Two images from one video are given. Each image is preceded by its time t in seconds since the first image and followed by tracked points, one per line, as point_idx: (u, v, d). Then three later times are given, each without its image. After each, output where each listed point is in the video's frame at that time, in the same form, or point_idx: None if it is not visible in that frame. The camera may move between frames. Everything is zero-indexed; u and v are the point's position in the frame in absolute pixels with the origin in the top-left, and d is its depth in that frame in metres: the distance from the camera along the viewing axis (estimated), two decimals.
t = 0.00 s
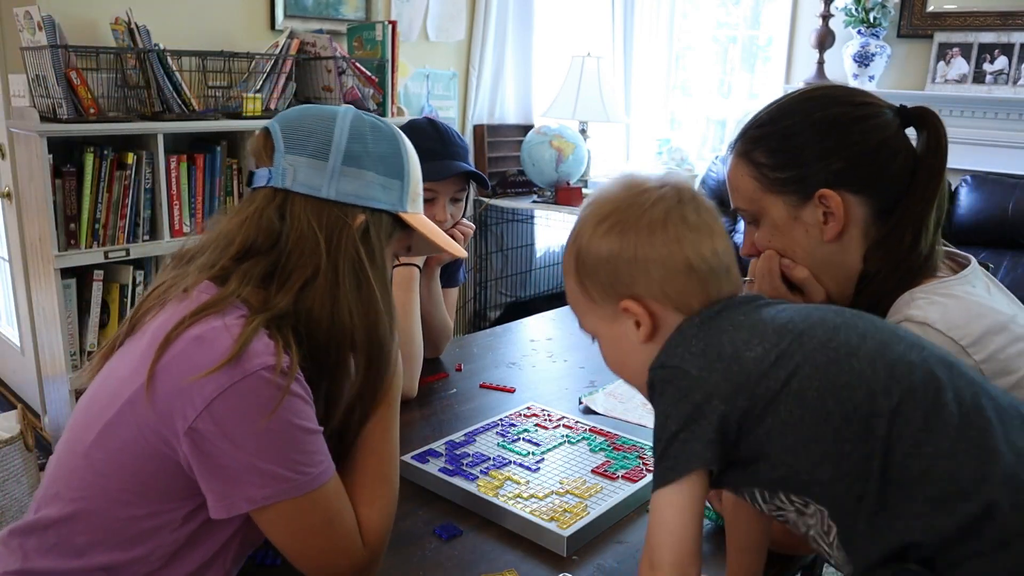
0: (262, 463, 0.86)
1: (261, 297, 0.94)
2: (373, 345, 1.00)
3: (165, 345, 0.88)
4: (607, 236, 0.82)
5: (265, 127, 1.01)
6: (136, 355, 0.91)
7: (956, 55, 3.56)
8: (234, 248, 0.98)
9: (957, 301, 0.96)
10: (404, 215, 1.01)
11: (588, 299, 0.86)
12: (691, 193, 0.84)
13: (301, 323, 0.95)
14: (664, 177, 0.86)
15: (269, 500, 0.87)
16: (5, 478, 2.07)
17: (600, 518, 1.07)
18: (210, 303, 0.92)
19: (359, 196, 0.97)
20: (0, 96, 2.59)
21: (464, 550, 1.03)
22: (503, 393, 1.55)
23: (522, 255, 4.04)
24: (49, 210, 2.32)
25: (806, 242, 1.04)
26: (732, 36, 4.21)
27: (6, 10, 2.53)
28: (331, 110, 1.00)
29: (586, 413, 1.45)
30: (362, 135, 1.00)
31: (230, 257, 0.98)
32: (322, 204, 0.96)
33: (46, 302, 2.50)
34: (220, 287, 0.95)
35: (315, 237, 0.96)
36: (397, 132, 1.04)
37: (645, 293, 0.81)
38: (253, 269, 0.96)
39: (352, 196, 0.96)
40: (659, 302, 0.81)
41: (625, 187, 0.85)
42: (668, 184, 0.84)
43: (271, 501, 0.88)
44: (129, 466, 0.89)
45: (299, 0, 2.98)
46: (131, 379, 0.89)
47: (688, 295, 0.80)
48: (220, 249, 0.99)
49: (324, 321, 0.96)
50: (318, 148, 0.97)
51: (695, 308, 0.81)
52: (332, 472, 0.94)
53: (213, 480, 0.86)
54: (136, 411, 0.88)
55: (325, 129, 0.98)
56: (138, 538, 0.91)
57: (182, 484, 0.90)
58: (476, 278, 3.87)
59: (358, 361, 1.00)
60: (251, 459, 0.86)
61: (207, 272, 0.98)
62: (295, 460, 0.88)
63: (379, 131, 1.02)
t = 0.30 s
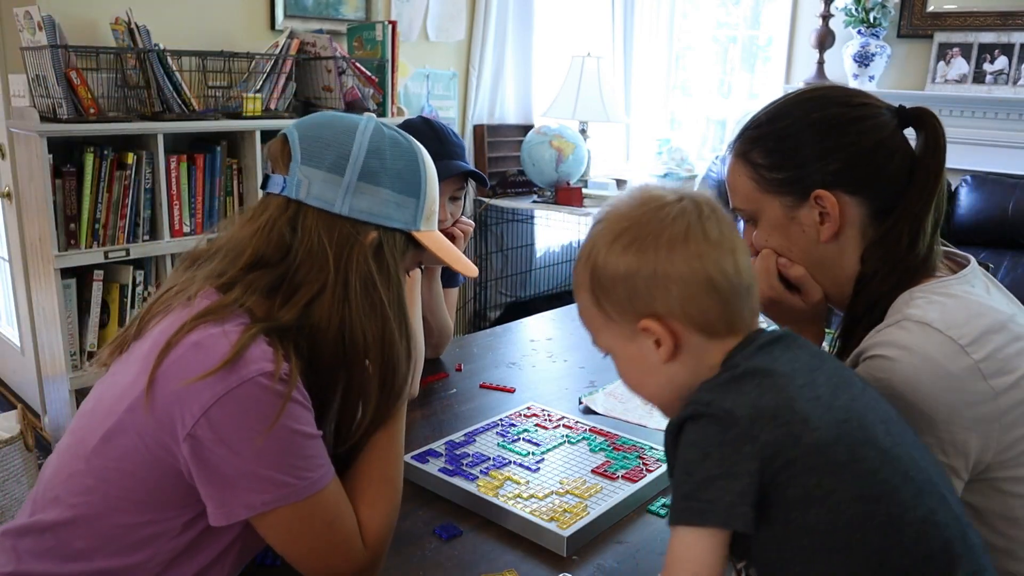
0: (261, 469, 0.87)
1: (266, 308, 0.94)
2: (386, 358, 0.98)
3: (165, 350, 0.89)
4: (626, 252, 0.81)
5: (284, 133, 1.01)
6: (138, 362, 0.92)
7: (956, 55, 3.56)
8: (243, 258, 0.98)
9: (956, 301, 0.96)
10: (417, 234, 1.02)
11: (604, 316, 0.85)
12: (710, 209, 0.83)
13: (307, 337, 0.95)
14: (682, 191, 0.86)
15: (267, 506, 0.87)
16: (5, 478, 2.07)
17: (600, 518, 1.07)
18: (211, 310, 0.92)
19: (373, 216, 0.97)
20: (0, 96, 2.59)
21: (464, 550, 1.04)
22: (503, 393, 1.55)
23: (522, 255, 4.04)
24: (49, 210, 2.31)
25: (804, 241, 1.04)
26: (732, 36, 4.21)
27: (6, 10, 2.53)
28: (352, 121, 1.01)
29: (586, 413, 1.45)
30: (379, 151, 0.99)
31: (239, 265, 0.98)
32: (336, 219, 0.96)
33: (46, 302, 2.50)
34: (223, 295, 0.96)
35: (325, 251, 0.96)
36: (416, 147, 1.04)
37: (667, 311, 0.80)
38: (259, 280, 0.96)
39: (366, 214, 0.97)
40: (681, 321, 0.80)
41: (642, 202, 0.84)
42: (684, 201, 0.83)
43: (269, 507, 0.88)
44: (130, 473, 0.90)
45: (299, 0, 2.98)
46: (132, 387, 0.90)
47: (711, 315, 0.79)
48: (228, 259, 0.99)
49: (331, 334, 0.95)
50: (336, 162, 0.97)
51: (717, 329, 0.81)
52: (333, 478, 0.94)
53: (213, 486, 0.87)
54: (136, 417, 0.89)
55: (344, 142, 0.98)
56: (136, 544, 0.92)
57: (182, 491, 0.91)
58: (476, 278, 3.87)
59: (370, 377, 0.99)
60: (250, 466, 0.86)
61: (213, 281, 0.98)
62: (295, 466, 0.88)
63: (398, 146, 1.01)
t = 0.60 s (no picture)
0: (252, 472, 0.86)
1: (259, 313, 0.95)
2: (381, 361, 0.98)
3: (156, 355, 0.90)
4: (681, 224, 0.77)
5: (280, 137, 1.01)
6: (131, 366, 0.93)
7: (956, 55, 3.56)
8: (238, 263, 0.99)
9: (959, 302, 0.96)
10: (413, 240, 1.01)
11: (641, 287, 0.81)
12: (767, 191, 0.81)
13: (301, 342, 0.95)
14: (738, 169, 0.83)
15: (261, 508, 0.87)
16: (5, 478, 2.07)
17: (600, 518, 1.07)
18: (204, 315, 0.93)
19: (368, 221, 0.97)
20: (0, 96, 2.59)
21: (464, 551, 1.04)
22: (503, 393, 1.55)
23: (522, 255, 4.04)
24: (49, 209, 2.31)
25: (805, 242, 1.05)
26: (732, 36, 4.21)
27: (6, 10, 2.53)
28: (352, 125, 1.01)
29: (586, 413, 1.45)
30: (376, 156, 0.99)
31: (233, 270, 0.99)
32: (330, 226, 0.96)
33: (46, 302, 2.50)
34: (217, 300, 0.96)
35: (319, 257, 0.96)
36: (414, 152, 1.03)
37: (711, 290, 0.77)
38: (253, 286, 0.97)
39: (360, 220, 0.96)
40: (723, 303, 0.78)
41: (700, 175, 0.81)
42: (744, 180, 0.81)
43: (264, 509, 0.87)
44: (122, 476, 0.90)
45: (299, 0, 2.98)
46: (123, 392, 0.91)
47: (756, 301, 0.77)
48: (223, 264, 1.00)
49: (325, 339, 0.95)
50: (331, 168, 0.97)
51: (757, 316, 0.79)
52: (327, 481, 0.94)
53: (204, 490, 0.87)
54: (128, 422, 0.89)
55: (340, 147, 0.98)
56: (126, 548, 0.92)
57: (175, 495, 0.91)
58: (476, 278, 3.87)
59: (366, 380, 0.99)
60: (243, 469, 0.86)
61: (206, 286, 0.98)
62: (287, 469, 0.88)
63: (396, 151, 1.01)
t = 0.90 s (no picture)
0: (252, 471, 0.87)
1: (260, 313, 0.95)
2: (382, 362, 0.98)
3: (157, 355, 0.90)
4: (677, 190, 0.78)
5: (282, 139, 1.00)
6: (130, 367, 0.93)
7: (956, 55, 3.56)
8: (240, 264, 0.99)
9: (961, 302, 0.96)
10: (415, 242, 1.01)
11: (631, 251, 0.82)
12: (764, 166, 0.82)
13: (302, 343, 0.95)
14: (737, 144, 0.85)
15: (261, 505, 0.87)
16: (5, 478, 2.07)
17: (599, 518, 1.07)
18: (205, 313, 0.93)
19: (370, 224, 0.97)
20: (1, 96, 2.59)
21: (464, 550, 1.04)
22: (503, 393, 1.55)
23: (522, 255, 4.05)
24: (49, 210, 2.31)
25: (806, 242, 1.05)
26: (732, 36, 4.21)
27: (6, 11, 2.53)
28: (353, 127, 1.00)
29: (586, 413, 1.45)
30: (378, 159, 0.99)
31: (233, 271, 0.99)
32: (331, 228, 0.96)
33: (46, 302, 2.50)
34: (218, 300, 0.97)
35: (320, 260, 0.96)
36: (415, 153, 1.03)
37: (701, 257, 0.78)
38: (254, 287, 0.97)
39: (361, 222, 0.96)
40: (712, 270, 0.79)
41: (700, 144, 0.82)
42: (742, 152, 0.82)
43: (263, 506, 0.87)
44: (123, 476, 0.90)
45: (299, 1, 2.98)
46: (124, 391, 0.91)
47: (745, 271, 0.78)
48: (224, 265, 1.00)
49: (326, 341, 0.95)
50: (332, 170, 0.97)
51: (745, 286, 0.80)
52: (327, 481, 0.94)
53: (204, 488, 0.87)
54: (129, 421, 0.89)
55: (341, 148, 0.98)
56: (126, 547, 0.92)
57: (175, 494, 0.91)
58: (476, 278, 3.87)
59: (367, 380, 0.99)
60: (243, 468, 0.86)
61: (207, 285, 0.98)
62: (288, 469, 0.88)
63: (398, 153, 1.01)
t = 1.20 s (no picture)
0: (252, 471, 0.87)
1: (259, 314, 0.95)
2: (382, 362, 0.98)
3: (156, 355, 0.90)
4: (663, 162, 0.80)
5: (281, 140, 1.00)
6: (130, 367, 0.93)
7: (956, 55, 3.56)
8: (240, 263, 0.99)
9: (961, 302, 0.96)
10: (414, 243, 1.01)
11: (621, 233, 0.82)
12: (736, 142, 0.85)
13: (302, 343, 0.95)
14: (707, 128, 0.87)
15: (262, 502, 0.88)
16: (5, 478, 2.07)
17: (600, 518, 1.07)
18: (205, 313, 0.93)
19: (370, 225, 0.97)
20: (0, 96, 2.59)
21: (463, 551, 1.04)
22: (503, 393, 1.55)
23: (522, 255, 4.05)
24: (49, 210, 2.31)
25: (805, 242, 1.05)
26: (732, 36, 4.21)
27: (6, 10, 2.53)
28: (352, 126, 1.00)
29: (586, 413, 1.45)
30: (377, 160, 0.99)
31: (233, 271, 0.99)
32: (331, 228, 0.96)
33: (46, 302, 2.50)
34: (217, 299, 0.96)
35: (320, 262, 0.96)
36: (415, 153, 1.03)
37: (695, 225, 0.79)
38: (254, 288, 0.97)
39: (361, 222, 0.96)
40: (708, 239, 0.79)
41: (676, 123, 0.84)
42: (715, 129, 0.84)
43: (263, 502, 0.88)
44: (123, 476, 0.90)
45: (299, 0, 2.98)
46: (124, 391, 0.91)
47: (739, 235, 0.79)
48: (223, 265, 1.00)
49: (326, 342, 0.96)
50: (332, 170, 0.97)
51: (738, 254, 0.81)
52: (327, 481, 0.94)
53: (204, 488, 0.87)
54: (128, 421, 0.89)
55: (340, 148, 0.98)
56: (126, 547, 0.92)
57: (175, 495, 0.91)
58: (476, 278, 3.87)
59: (367, 381, 0.99)
60: (243, 468, 0.86)
61: (207, 285, 0.98)
62: (288, 469, 0.89)
63: (398, 153, 1.01)
